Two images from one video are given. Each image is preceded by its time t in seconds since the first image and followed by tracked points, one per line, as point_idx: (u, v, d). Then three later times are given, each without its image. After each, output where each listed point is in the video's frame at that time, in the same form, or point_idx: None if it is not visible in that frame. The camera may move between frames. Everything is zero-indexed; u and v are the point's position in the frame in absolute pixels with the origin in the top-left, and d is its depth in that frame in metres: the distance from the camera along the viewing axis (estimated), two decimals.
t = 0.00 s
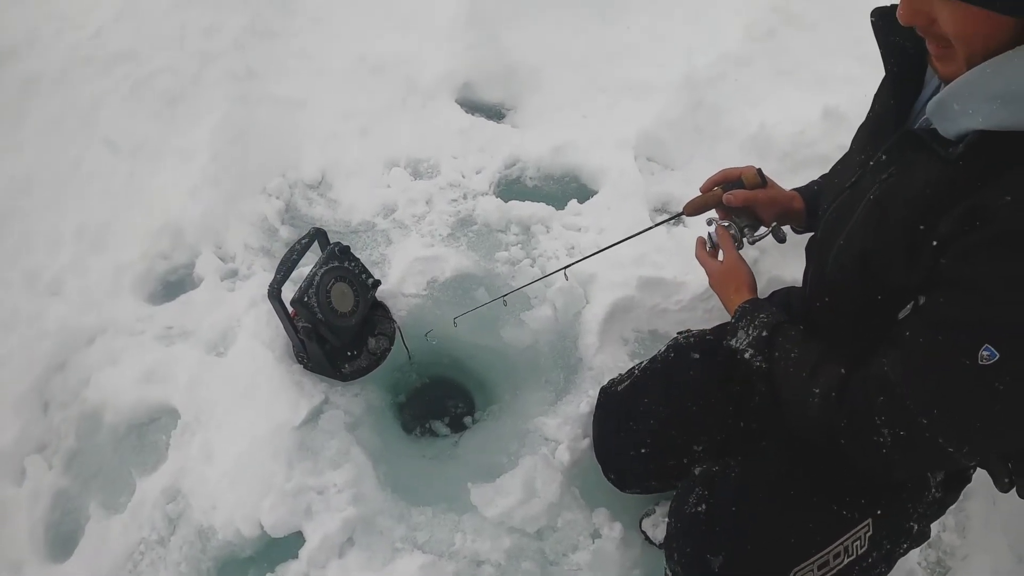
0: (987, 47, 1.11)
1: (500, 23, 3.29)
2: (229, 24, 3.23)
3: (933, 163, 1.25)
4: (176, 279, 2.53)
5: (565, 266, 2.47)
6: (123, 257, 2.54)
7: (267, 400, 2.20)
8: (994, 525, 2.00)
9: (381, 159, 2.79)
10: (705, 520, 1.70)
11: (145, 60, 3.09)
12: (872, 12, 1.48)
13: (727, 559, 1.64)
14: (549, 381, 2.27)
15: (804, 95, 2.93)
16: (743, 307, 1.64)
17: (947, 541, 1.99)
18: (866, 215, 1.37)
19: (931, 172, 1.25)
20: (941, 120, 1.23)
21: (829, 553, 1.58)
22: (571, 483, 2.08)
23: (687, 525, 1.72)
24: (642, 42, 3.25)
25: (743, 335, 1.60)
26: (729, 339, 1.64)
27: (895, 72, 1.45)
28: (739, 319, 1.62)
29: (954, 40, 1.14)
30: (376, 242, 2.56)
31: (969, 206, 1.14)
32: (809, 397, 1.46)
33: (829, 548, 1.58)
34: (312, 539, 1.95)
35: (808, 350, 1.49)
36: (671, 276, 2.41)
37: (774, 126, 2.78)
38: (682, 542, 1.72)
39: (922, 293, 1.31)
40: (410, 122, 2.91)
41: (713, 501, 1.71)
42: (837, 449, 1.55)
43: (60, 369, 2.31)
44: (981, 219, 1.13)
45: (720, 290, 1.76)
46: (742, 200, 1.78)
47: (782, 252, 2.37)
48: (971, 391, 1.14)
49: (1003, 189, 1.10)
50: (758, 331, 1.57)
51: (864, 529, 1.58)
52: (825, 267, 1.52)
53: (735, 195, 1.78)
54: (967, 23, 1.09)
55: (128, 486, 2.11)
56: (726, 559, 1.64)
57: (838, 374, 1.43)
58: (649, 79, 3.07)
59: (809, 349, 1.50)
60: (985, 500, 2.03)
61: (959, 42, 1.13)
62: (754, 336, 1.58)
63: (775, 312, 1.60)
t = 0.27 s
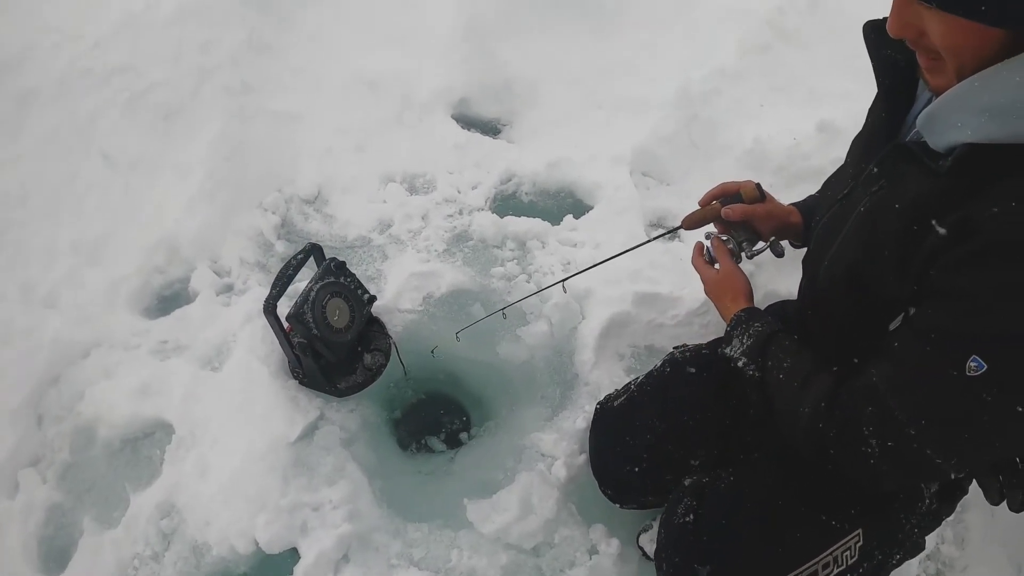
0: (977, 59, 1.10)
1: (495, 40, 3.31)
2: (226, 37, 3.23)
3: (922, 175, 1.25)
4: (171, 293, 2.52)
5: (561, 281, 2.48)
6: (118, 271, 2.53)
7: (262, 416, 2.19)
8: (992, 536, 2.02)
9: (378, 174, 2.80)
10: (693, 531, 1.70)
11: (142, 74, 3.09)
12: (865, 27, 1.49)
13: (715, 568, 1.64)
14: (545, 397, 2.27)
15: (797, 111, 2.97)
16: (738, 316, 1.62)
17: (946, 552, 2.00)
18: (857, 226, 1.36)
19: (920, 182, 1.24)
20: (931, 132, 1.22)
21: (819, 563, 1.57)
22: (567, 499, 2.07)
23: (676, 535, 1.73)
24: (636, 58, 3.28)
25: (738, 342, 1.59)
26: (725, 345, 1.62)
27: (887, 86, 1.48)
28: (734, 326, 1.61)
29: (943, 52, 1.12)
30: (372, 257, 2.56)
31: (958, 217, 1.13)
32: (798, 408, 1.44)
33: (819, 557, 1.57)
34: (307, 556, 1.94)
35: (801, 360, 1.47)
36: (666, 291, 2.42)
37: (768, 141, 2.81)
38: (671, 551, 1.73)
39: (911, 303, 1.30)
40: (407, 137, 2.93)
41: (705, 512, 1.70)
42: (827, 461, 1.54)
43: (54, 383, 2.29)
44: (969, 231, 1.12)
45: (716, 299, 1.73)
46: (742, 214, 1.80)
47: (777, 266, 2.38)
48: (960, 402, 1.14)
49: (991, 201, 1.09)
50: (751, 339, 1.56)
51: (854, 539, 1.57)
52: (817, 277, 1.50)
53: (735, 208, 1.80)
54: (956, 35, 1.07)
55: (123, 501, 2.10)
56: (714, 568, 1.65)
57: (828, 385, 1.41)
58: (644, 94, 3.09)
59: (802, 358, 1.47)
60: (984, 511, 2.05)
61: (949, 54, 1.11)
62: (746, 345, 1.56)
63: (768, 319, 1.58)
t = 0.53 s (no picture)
0: (970, 66, 1.09)
1: (495, 50, 3.32)
2: (227, 45, 3.23)
3: (918, 183, 1.24)
4: (169, 301, 2.52)
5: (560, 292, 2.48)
6: (116, 277, 2.53)
7: (259, 424, 2.18)
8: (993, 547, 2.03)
9: (377, 183, 2.80)
10: (682, 537, 1.70)
11: (142, 81, 3.09)
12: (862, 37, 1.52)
13: None
14: (542, 408, 2.27)
15: (796, 122, 2.98)
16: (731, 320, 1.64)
17: (946, 563, 2.00)
18: (853, 233, 1.35)
19: (915, 190, 1.23)
20: (926, 140, 1.21)
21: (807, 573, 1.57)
22: (565, 510, 2.07)
23: (665, 542, 1.74)
24: (636, 69, 3.30)
25: (732, 348, 1.60)
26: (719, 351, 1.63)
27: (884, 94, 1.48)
28: (728, 331, 1.62)
29: (937, 59, 1.12)
30: (370, 266, 2.56)
31: (950, 225, 1.12)
32: (792, 417, 1.44)
33: (808, 567, 1.57)
34: (303, 566, 1.92)
35: (795, 367, 1.47)
36: (664, 301, 2.42)
37: (767, 151, 2.82)
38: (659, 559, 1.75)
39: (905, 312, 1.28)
40: (407, 145, 2.94)
41: (694, 520, 1.71)
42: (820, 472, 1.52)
43: (50, 389, 2.28)
44: (962, 239, 1.10)
45: (711, 303, 1.74)
46: (746, 220, 1.83)
47: (776, 276, 2.39)
48: (950, 412, 1.12)
49: (985, 209, 1.08)
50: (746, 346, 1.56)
51: (846, 549, 1.56)
52: (812, 285, 1.49)
53: (739, 215, 1.83)
54: (951, 40, 1.07)
55: (118, 508, 2.09)
56: None
57: (820, 395, 1.41)
58: (643, 104, 3.10)
59: (795, 366, 1.48)
60: (983, 522, 2.06)
61: (942, 60, 1.11)
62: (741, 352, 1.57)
63: (764, 327, 1.59)
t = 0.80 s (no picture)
0: (972, 75, 1.10)
1: (497, 60, 3.34)
2: (230, 52, 3.24)
3: (919, 194, 1.25)
4: (169, 307, 2.52)
5: (561, 302, 2.49)
6: (116, 283, 2.53)
7: (258, 432, 2.17)
8: (994, 560, 2.04)
9: (379, 192, 2.81)
10: (682, 553, 1.69)
11: (145, 87, 3.10)
12: (866, 48, 1.52)
13: None
14: (542, 419, 2.26)
15: (797, 133, 2.99)
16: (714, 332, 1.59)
17: None
18: (853, 245, 1.35)
19: (916, 204, 1.24)
20: (927, 152, 1.22)
21: None
22: (564, 521, 2.06)
23: (665, 557, 1.74)
24: (637, 80, 3.31)
25: (718, 365, 1.56)
26: (704, 366, 1.59)
27: (887, 105, 1.49)
28: (711, 345, 1.58)
29: (938, 68, 1.12)
30: (371, 275, 2.57)
31: (951, 237, 1.13)
32: (792, 436, 1.43)
33: None
34: None
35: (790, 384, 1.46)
36: (664, 312, 2.42)
37: (768, 162, 2.83)
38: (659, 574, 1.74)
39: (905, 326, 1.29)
40: (409, 155, 2.94)
41: (694, 536, 1.70)
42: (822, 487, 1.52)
43: (49, 395, 2.28)
44: (963, 253, 1.11)
45: (689, 317, 1.74)
46: (750, 230, 1.82)
47: (777, 288, 2.39)
48: (955, 426, 1.12)
49: (986, 223, 1.09)
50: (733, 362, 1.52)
51: (847, 564, 1.57)
52: (813, 299, 1.50)
53: (743, 225, 1.82)
54: (953, 48, 1.07)
55: (115, 514, 2.08)
56: None
57: (820, 413, 1.40)
58: (644, 115, 3.11)
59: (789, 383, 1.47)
60: (983, 533, 2.07)
61: (944, 70, 1.11)
62: (728, 369, 1.54)
63: (750, 338, 1.54)
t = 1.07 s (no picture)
0: (976, 78, 1.09)
1: (499, 66, 3.35)
2: (231, 57, 3.25)
3: (922, 200, 1.24)
4: (170, 311, 2.52)
5: (560, 308, 2.48)
6: (117, 286, 2.53)
7: (257, 437, 2.17)
8: (995, 569, 2.03)
9: (379, 197, 2.81)
10: (684, 568, 1.70)
11: (147, 91, 3.10)
12: (869, 54, 1.51)
13: None
14: (541, 425, 2.26)
15: (798, 140, 2.98)
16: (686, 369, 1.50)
17: None
18: (858, 253, 1.33)
19: (919, 211, 1.23)
20: (932, 157, 1.22)
21: None
22: (562, 528, 2.05)
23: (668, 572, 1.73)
24: (638, 86, 3.31)
25: (697, 404, 1.46)
26: (683, 408, 1.49)
27: (893, 113, 1.48)
28: (685, 384, 1.49)
29: (942, 71, 1.10)
30: (371, 281, 2.56)
31: (957, 245, 1.13)
32: (795, 465, 1.35)
33: None
34: None
35: (783, 414, 1.38)
36: (664, 318, 2.42)
37: (769, 169, 2.83)
38: None
39: (910, 337, 1.27)
40: (410, 160, 2.95)
41: (696, 551, 1.70)
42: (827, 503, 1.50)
43: (48, 397, 2.28)
44: (970, 259, 1.10)
45: (653, 371, 1.69)
46: (750, 221, 1.82)
47: (778, 295, 2.38)
48: (965, 441, 1.09)
49: (991, 228, 1.08)
50: (713, 401, 1.44)
51: None
52: (818, 310, 1.50)
53: (743, 216, 1.82)
54: (954, 51, 1.06)
55: (114, 517, 2.08)
56: None
57: (823, 437, 1.33)
58: (646, 121, 3.11)
59: (779, 414, 1.38)
60: (985, 541, 2.06)
61: (948, 72, 1.10)
62: (708, 407, 1.45)
63: (726, 370, 1.47)
